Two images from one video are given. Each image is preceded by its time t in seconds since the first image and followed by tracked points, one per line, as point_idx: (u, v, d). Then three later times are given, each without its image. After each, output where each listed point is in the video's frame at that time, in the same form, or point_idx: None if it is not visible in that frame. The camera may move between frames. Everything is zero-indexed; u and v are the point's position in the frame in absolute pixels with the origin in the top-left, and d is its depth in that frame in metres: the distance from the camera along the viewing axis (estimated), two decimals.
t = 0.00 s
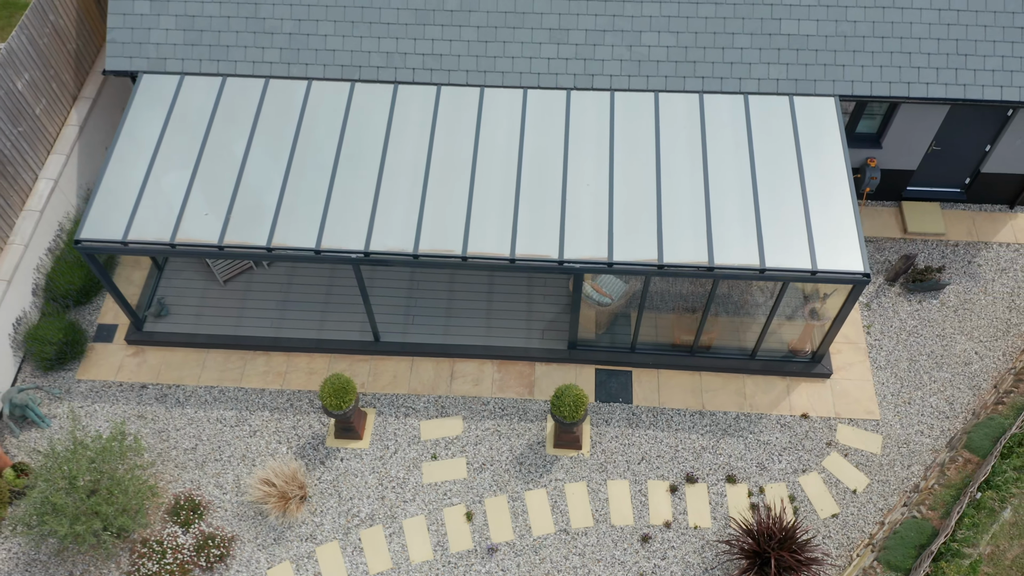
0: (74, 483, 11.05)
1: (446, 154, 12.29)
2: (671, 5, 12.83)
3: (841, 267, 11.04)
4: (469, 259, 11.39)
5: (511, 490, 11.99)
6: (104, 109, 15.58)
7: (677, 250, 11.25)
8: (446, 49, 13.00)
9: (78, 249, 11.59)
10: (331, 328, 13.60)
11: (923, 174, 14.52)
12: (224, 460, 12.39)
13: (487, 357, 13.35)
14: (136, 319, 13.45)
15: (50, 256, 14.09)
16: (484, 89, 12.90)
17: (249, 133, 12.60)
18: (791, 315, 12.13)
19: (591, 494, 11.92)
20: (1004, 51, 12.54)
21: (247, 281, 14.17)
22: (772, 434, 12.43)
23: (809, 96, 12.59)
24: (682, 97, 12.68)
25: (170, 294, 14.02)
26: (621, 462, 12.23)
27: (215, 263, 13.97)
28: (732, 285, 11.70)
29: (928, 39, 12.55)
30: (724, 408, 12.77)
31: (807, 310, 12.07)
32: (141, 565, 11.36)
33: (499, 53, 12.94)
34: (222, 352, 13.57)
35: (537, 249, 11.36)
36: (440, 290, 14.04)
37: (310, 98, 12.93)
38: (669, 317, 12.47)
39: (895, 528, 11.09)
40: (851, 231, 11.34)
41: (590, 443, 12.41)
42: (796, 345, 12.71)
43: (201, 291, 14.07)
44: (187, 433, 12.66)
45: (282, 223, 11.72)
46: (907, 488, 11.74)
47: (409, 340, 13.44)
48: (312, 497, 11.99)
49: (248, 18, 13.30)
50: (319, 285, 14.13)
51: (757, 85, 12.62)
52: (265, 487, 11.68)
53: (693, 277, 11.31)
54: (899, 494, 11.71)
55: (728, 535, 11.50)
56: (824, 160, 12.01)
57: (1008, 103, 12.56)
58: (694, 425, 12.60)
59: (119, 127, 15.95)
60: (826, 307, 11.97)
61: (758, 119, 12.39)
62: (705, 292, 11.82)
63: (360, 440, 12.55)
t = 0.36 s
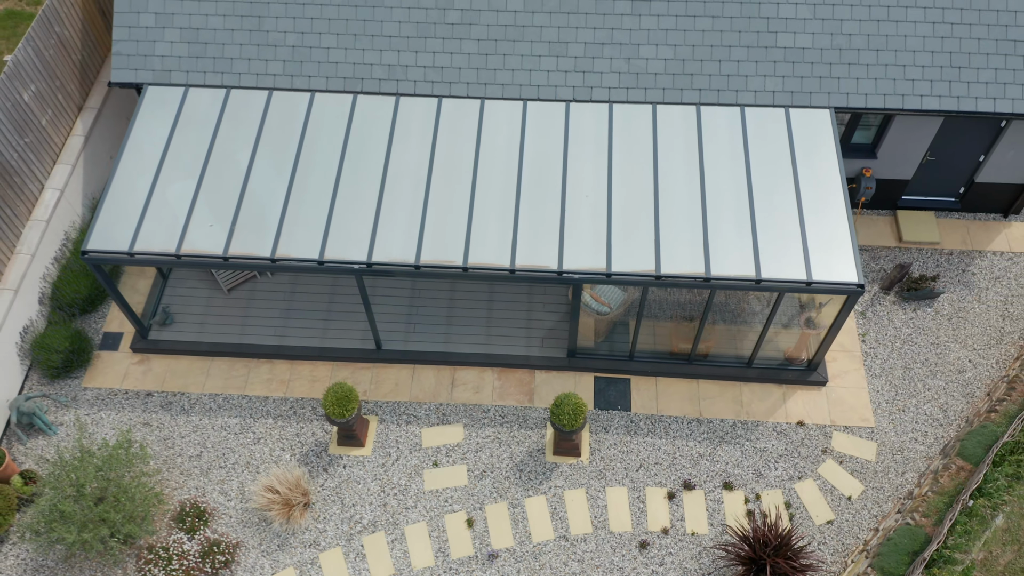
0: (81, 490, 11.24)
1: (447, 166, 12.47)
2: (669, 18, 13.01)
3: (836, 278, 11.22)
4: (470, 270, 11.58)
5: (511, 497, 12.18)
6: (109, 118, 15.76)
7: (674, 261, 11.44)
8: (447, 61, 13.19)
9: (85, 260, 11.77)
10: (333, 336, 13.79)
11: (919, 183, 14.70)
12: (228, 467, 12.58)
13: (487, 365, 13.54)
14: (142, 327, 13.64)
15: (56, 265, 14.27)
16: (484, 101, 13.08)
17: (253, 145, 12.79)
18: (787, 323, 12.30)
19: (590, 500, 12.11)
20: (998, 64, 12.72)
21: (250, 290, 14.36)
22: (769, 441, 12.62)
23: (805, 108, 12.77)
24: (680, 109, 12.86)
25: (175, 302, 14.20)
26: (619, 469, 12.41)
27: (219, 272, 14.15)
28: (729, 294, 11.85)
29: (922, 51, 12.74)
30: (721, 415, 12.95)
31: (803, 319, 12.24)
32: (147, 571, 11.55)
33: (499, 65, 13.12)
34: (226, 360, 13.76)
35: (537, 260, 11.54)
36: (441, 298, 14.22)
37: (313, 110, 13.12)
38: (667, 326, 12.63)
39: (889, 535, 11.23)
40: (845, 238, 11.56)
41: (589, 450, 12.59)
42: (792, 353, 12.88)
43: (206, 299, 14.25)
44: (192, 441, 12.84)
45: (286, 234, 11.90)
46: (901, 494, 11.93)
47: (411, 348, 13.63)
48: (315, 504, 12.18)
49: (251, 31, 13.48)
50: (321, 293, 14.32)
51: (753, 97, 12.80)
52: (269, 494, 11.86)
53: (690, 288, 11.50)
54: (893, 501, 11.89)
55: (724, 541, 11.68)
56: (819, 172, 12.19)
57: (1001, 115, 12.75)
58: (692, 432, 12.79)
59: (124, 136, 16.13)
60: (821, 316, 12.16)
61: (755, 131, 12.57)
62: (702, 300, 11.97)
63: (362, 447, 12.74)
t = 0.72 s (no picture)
0: (88, 500, 11.41)
1: (448, 179, 12.64)
2: (667, 33, 13.18)
3: (832, 290, 11.39)
4: (471, 282, 11.75)
5: (512, 505, 12.35)
6: (113, 130, 15.94)
7: (671, 273, 11.60)
8: (449, 75, 13.36)
9: (92, 272, 11.93)
10: (336, 346, 13.97)
11: (914, 194, 14.87)
12: (232, 475, 12.75)
13: (488, 374, 13.71)
14: (146, 337, 13.81)
15: (62, 275, 14.45)
16: (484, 114, 13.26)
17: (257, 157, 12.97)
18: (784, 333, 12.44)
19: (589, 509, 12.28)
20: (992, 78, 12.89)
21: (254, 300, 14.54)
22: (766, 450, 12.79)
23: (801, 121, 12.95)
24: (678, 122, 13.03)
25: (180, 312, 14.38)
26: (618, 478, 12.58)
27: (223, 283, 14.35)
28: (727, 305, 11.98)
29: (917, 65, 12.92)
30: (718, 424, 13.12)
31: (799, 330, 12.39)
32: None
33: (499, 79, 13.29)
34: (230, 369, 13.93)
35: (536, 272, 11.71)
36: (442, 308, 14.40)
37: (316, 124, 13.29)
38: (666, 335, 12.76)
39: (884, 544, 11.41)
40: (840, 245, 11.77)
41: (588, 459, 12.76)
42: (789, 363, 13.04)
43: (210, 309, 14.43)
44: (197, 450, 13.01)
45: (290, 247, 12.07)
46: (896, 503, 12.10)
47: (413, 357, 13.80)
48: (318, 513, 12.35)
49: (256, 45, 13.66)
50: (324, 303, 14.51)
51: (750, 111, 12.98)
52: (272, 504, 12.02)
53: (688, 300, 11.66)
54: (888, 510, 12.05)
55: (722, 550, 11.85)
56: (816, 185, 12.36)
57: (995, 128, 12.92)
58: (690, 442, 12.96)
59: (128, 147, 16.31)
60: (818, 327, 12.31)
61: (751, 144, 12.75)
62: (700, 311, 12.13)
63: (364, 456, 12.90)
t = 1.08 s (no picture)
0: (94, 509, 11.56)
1: (449, 191, 12.79)
2: (666, 46, 13.33)
3: (828, 302, 11.53)
4: (472, 293, 11.89)
5: (512, 514, 12.50)
6: (117, 140, 16.09)
7: (669, 285, 11.75)
8: (450, 88, 13.51)
9: (97, 283, 12.07)
10: (338, 355, 14.12)
11: (911, 204, 15.01)
12: (236, 484, 12.89)
13: (488, 383, 13.86)
14: (151, 347, 13.95)
15: (67, 284, 14.60)
16: (485, 126, 13.41)
17: (261, 168, 13.12)
18: (782, 341, 12.55)
19: (589, 517, 12.42)
20: (987, 91, 13.04)
21: (257, 309, 14.69)
22: (764, 459, 12.93)
23: (798, 133, 13.10)
24: (677, 134, 13.18)
25: (184, 322, 14.53)
26: (618, 487, 12.73)
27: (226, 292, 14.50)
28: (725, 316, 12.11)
29: (913, 78, 13.06)
30: (717, 433, 13.26)
31: (797, 340, 12.52)
32: None
33: (500, 91, 13.44)
34: (233, 378, 14.08)
35: (537, 283, 11.86)
36: (443, 317, 14.54)
37: (319, 136, 13.44)
38: (665, 344, 12.88)
39: (879, 553, 11.56)
40: (835, 252, 11.97)
41: (588, 468, 12.91)
42: (786, 371, 13.17)
43: (213, 319, 14.58)
44: (201, 458, 13.16)
45: (293, 258, 12.22)
46: (892, 511, 12.25)
47: (414, 366, 13.95)
48: (321, 521, 12.50)
49: (259, 58, 13.81)
50: (326, 312, 14.66)
51: (748, 123, 13.12)
52: (275, 512, 12.17)
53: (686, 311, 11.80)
54: (884, 518, 12.20)
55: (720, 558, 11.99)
56: (812, 196, 12.51)
57: (990, 141, 13.07)
58: (688, 450, 13.10)
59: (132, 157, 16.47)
60: (815, 337, 12.44)
61: (749, 156, 12.90)
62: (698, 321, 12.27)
63: (366, 465, 13.05)
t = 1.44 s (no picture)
0: (101, 518, 11.72)
1: (451, 202, 12.94)
2: (664, 59, 13.50)
3: (824, 313, 11.69)
4: (473, 303, 12.03)
5: (513, 521, 12.66)
6: (121, 150, 16.26)
7: (668, 296, 11.92)
8: (451, 100, 13.67)
9: (104, 294, 12.22)
10: (340, 363, 14.29)
11: (907, 214, 15.17)
12: (240, 491, 13.06)
13: (489, 392, 14.02)
14: (155, 355, 14.11)
15: (72, 294, 14.77)
16: (486, 138, 13.57)
17: (264, 180, 13.28)
18: (779, 350, 12.69)
19: (589, 525, 12.59)
20: (982, 103, 13.20)
21: (260, 318, 14.86)
22: (761, 467, 13.09)
23: (795, 145, 13.25)
24: (675, 146, 13.34)
25: (188, 330, 14.69)
26: (617, 495, 12.89)
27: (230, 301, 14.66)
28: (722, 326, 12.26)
29: (909, 91, 13.22)
30: (715, 441, 13.42)
31: (794, 350, 12.67)
32: None
33: (501, 104, 13.61)
34: (237, 386, 14.25)
35: (537, 294, 12.01)
36: (444, 326, 14.71)
37: (322, 147, 13.61)
38: (664, 352, 13.01)
39: (875, 560, 11.69)
40: (830, 261, 12.14)
41: (587, 476, 13.07)
42: (783, 380, 13.33)
43: (217, 327, 14.74)
44: (205, 466, 13.33)
45: (297, 269, 12.38)
46: (887, 519, 12.41)
47: (415, 375, 14.11)
48: (324, 528, 12.67)
49: (262, 71, 13.98)
50: (329, 322, 14.83)
51: (745, 135, 13.28)
52: (279, 520, 12.34)
53: (684, 321, 11.96)
54: (880, 525, 12.37)
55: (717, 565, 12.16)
56: (809, 208, 12.67)
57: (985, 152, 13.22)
58: (687, 458, 13.26)
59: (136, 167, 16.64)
60: (812, 347, 12.59)
61: (746, 168, 13.07)
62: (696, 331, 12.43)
63: (369, 473, 13.21)
